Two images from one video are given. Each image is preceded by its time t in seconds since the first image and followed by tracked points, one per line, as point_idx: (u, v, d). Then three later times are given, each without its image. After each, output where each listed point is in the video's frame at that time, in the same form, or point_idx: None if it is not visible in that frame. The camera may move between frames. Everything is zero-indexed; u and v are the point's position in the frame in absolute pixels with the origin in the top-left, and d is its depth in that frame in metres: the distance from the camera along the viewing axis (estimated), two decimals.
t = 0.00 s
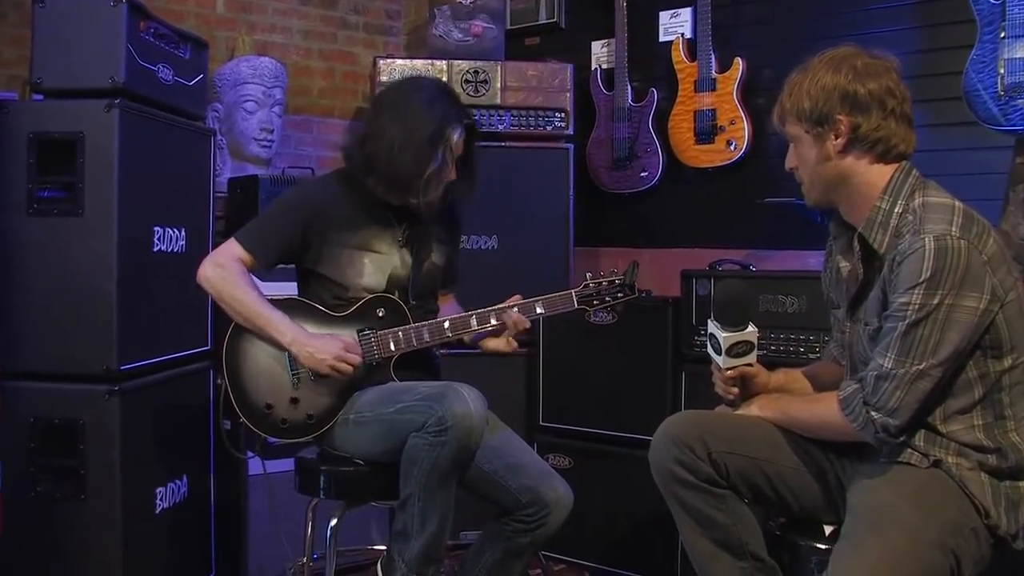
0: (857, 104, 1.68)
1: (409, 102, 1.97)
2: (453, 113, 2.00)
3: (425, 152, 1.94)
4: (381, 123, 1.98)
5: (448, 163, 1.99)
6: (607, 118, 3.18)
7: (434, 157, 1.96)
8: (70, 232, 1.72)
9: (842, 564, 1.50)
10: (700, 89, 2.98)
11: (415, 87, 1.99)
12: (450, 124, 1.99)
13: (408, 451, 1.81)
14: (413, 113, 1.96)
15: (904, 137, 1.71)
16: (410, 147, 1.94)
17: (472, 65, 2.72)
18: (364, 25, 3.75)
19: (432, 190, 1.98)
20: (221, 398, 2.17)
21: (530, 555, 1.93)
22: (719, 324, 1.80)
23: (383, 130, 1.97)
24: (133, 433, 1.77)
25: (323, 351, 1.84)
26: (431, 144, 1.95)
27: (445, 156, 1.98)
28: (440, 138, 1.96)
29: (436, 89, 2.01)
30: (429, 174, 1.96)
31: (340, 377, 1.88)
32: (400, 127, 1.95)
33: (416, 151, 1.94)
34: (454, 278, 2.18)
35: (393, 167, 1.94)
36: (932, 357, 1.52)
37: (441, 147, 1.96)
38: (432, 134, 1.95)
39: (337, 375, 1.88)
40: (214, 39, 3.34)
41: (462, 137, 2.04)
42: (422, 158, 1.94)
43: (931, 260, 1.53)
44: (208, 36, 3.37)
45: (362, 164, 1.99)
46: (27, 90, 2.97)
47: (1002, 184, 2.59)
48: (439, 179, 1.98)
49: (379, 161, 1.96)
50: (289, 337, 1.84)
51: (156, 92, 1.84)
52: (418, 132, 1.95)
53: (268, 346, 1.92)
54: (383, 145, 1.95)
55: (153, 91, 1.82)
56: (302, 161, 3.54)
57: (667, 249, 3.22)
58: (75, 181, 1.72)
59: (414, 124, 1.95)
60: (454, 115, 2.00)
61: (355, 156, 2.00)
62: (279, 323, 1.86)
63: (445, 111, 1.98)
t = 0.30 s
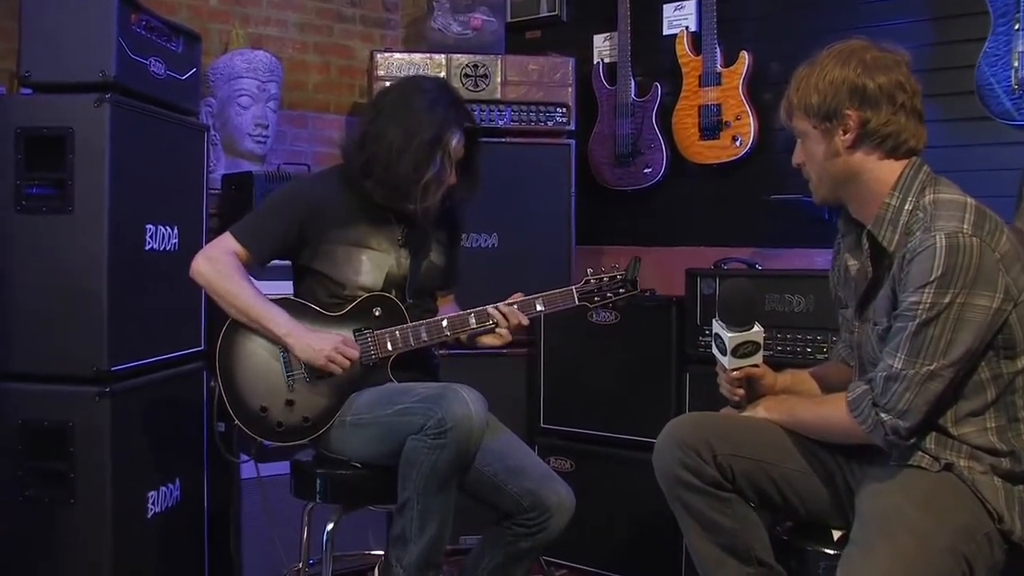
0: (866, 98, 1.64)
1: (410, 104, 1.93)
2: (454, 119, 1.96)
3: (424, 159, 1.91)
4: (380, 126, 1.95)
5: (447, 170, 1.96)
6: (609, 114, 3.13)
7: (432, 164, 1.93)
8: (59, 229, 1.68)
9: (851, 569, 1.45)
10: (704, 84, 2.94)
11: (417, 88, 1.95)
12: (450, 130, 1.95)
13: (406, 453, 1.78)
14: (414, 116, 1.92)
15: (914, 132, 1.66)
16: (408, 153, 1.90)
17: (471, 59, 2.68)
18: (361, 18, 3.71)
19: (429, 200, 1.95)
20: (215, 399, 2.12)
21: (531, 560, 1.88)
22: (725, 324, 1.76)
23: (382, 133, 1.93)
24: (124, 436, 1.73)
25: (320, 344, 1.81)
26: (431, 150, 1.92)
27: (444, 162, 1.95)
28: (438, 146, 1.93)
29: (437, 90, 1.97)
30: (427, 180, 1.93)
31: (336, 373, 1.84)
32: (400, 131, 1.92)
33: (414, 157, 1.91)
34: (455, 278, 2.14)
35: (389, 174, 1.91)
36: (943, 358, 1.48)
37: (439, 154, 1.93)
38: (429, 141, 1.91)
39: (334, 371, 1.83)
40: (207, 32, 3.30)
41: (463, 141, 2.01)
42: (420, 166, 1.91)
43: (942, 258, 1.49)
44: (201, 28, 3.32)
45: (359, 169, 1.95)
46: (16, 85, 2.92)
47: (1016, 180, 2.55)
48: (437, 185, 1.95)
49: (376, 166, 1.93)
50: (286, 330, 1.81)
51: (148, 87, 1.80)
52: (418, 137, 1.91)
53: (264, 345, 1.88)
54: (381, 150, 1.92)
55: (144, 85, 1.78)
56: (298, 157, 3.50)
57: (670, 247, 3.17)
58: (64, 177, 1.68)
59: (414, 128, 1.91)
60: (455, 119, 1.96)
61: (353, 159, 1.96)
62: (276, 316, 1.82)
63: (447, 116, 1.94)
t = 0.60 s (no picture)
0: (882, 90, 1.58)
1: (413, 103, 1.86)
2: (458, 118, 1.88)
3: (428, 160, 1.85)
4: (381, 125, 1.87)
5: (452, 172, 1.91)
6: (613, 106, 3.06)
7: (437, 165, 1.87)
8: (42, 226, 1.61)
9: None
10: (712, 76, 2.88)
11: (417, 85, 1.88)
12: (456, 130, 1.88)
13: (403, 458, 1.71)
14: (416, 115, 1.85)
15: (931, 125, 1.60)
16: (411, 155, 1.84)
17: (470, 50, 2.61)
18: (356, 8, 3.63)
19: (434, 202, 1.89)
20: (205, 402, 2.06)
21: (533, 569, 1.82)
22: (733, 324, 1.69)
23: (384, 131, 1.86)
24: (109, 441, 1.67)
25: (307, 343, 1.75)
26: (435, 150, 1.86)
27: (449, 163, 1.89)
28: (443, 147, 1.86)
29: (439, 89, 1.89)
30: (432, 183, 1.87)
31: (325, 374, 1.79)
32: (401, 130, 1.85)
33: (417, 159, 1.84)
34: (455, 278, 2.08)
35: (392, 175, 1.85)
36: (962, 359, 1.42)
37: (444, 155, 1.87)
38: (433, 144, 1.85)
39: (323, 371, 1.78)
40: (196, 22, 3.23)
41: (469, 140, 1.94)
42: (424, 167, 1.85)
43: (960, 255, 1.43)
44: (190, 18, 3.25)
45: (358, 170, 1.88)
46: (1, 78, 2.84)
47: None
48: (442, 187, 1.90)
49: (376, 167, 1.86)
50: (274, 328, 1.76)
51: (135, 78, 1.74)
52: (423, 138, 1.84)
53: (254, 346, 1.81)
54: (383, 150, 1.85)
55: (131, 76, 1.72)
56: (291, 151, 3.43)
57: (675, 246, 3.12)
58: (47, 172, 1.62)
59: (418, 129, 1.85)
60: (460, 117, 1.89)
61: (351, 157, 1.89)
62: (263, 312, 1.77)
63: (453, 116, 1.87)
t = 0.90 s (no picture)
0: (903, 79, 1.50)
1: (419, 106, 1.77)
2: (463, 121, 1.79)
3: (434, 164, 1.77)
4: (382, 124, 1.78)
5: (458, 176, 1.82)
6: (619, 97, 2.97)
7: (443, 170, 1.79)
8: (17, 222, 1.53)
9: None
10: (723, 65, 2.79)
11: (420, 85, 1.78)
12: (463, 133, 1.79)
13: (400, 465, 1.63)
14: (421, 117, 1.76)
15: (955, 116, 1.52)
16: (417, 158, 1.76)
17: (469, 38, 2.51)
18: None
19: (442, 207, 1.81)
20: (191, 407, 1.97)
21: None
22: (745, 325, 1.61)
23: (387, 132, 1.77)
24: (89, 449, 1.59)
25: (297, 346, 1.67)
26: (441, 155, 1.77)
27: (454, 167, 1.81)
28: (450, 149, 1.78)
29: (444, 91, 1.79)
30: (439, 188, 1.79)
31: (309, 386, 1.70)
32: (402, 129, 1.76)
33: (423, 163, 1.76)
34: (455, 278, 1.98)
35: (395, 174, 1.77)
36: (988, 363, 1.35)
37: (450, 158, 1.79)
38: (439, 147, 1.76)
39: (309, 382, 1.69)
40: (179, 7, 2.95)
41: (474, 143, 1.85)
42: (431, 172, 1.77)
43: (987, 253, 1.35)
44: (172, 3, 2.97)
45: (357, 170, 1.80)
46: None
47: None
48: (448, 193, 1.82)
49: (378, 169, 1.78)
50: (265, 326, 1.68)
51: (115, 66, 1.65)
52: (429, 142, 1.76)
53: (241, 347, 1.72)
54: (385, 149, 1.76)
55: (112, 64, 1.63)
56: (281, 145, 3.17)
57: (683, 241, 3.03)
58: (23, 166, 1.54)
59: (424, 132, 1.76)
60: (466, 121, 1.80)
61: (348, 156, 1.80)
62: (253, 311, 1.69)
63: (460, 119, 1.78)
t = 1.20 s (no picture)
0: (927, 68, 1.41)
1: (418, 94, 1.68)
2: (464, 109, 1.70)
3: (434, 155, 1.68)
4: (378, 112, 1.70)
5: (459, 169, 1.73)
6: (627, 86, 2.85)
7: (443, 162, 1.70)
8: None
9: None
10: (735, 53, 2.69)
11: (418, 72, 1.70)
12: (464, 122, 1.70)
13: (396, 474, 1.55)
14: (420, 104, 1.68)
15: (983, 107, 1.42)
16: (416, 148, 1.67)
17: (469, 25, 2.42)
18: None
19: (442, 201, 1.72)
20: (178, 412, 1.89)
21: None
22: (759, 327, 1.51)
23: (384, 118, 1.69)
24: (68, 458, 1.51)
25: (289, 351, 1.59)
26: (441, 146, 1.68)
27: (455, 159, 1.72)
28: (450, 141, 1.69)
29: (444, 79, 1.71)
30: (437, 181, 1.70)
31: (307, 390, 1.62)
32: (400, 118, 1.68)
33: (422, 154, 1.68)
34: (456, 276, 1.89)
35: (393, 168, 1.68)
36: (1018, 367, 1.27)
37: (450, 150, 1.70)
38: (438, 136, 1.67)
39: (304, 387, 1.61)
40: None
41: (475, 134, 1.76)
42: (430, 163, 1.68)
43: (1017, 252, 1.27)
44: None
45: (352, 163, 1.71)
46: None
47: None
48: (449, 186, 1.72)
49: (374, 161, 1.69)
50: (255, 330, 1.60)
51: (95, 53, 1.57)
52: (428, 131, 1.67)
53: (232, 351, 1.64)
54: (382, 140, 1.68)
55: (91, 51, 1.55)
56: (270, 137, 2.90)
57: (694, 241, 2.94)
58: None
59: (422, 121, 1.67)
60: (467, 109, 1.71)
61: (342, 150, 1.73)
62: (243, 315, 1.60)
63: (460, 106, 1.69)
